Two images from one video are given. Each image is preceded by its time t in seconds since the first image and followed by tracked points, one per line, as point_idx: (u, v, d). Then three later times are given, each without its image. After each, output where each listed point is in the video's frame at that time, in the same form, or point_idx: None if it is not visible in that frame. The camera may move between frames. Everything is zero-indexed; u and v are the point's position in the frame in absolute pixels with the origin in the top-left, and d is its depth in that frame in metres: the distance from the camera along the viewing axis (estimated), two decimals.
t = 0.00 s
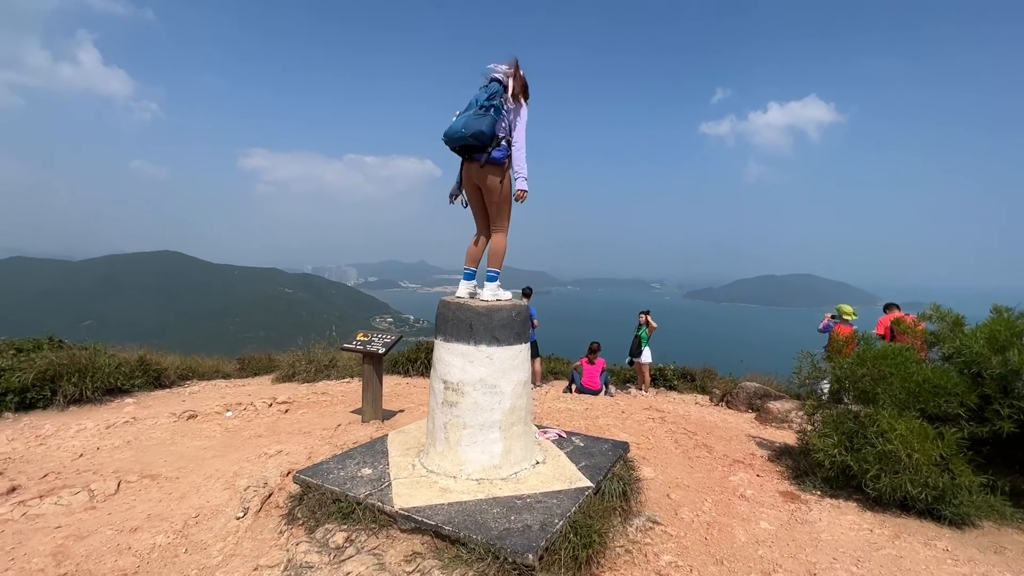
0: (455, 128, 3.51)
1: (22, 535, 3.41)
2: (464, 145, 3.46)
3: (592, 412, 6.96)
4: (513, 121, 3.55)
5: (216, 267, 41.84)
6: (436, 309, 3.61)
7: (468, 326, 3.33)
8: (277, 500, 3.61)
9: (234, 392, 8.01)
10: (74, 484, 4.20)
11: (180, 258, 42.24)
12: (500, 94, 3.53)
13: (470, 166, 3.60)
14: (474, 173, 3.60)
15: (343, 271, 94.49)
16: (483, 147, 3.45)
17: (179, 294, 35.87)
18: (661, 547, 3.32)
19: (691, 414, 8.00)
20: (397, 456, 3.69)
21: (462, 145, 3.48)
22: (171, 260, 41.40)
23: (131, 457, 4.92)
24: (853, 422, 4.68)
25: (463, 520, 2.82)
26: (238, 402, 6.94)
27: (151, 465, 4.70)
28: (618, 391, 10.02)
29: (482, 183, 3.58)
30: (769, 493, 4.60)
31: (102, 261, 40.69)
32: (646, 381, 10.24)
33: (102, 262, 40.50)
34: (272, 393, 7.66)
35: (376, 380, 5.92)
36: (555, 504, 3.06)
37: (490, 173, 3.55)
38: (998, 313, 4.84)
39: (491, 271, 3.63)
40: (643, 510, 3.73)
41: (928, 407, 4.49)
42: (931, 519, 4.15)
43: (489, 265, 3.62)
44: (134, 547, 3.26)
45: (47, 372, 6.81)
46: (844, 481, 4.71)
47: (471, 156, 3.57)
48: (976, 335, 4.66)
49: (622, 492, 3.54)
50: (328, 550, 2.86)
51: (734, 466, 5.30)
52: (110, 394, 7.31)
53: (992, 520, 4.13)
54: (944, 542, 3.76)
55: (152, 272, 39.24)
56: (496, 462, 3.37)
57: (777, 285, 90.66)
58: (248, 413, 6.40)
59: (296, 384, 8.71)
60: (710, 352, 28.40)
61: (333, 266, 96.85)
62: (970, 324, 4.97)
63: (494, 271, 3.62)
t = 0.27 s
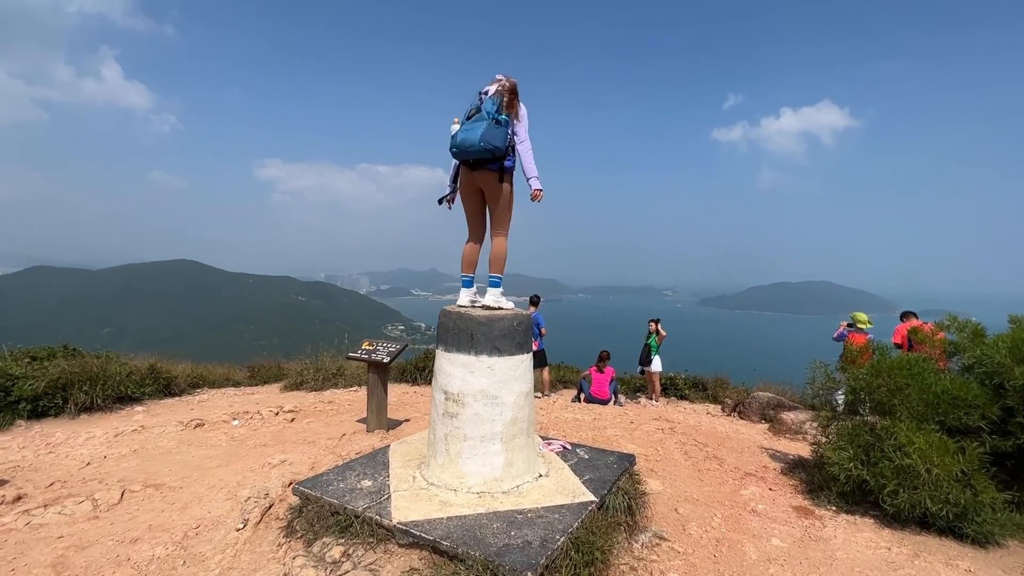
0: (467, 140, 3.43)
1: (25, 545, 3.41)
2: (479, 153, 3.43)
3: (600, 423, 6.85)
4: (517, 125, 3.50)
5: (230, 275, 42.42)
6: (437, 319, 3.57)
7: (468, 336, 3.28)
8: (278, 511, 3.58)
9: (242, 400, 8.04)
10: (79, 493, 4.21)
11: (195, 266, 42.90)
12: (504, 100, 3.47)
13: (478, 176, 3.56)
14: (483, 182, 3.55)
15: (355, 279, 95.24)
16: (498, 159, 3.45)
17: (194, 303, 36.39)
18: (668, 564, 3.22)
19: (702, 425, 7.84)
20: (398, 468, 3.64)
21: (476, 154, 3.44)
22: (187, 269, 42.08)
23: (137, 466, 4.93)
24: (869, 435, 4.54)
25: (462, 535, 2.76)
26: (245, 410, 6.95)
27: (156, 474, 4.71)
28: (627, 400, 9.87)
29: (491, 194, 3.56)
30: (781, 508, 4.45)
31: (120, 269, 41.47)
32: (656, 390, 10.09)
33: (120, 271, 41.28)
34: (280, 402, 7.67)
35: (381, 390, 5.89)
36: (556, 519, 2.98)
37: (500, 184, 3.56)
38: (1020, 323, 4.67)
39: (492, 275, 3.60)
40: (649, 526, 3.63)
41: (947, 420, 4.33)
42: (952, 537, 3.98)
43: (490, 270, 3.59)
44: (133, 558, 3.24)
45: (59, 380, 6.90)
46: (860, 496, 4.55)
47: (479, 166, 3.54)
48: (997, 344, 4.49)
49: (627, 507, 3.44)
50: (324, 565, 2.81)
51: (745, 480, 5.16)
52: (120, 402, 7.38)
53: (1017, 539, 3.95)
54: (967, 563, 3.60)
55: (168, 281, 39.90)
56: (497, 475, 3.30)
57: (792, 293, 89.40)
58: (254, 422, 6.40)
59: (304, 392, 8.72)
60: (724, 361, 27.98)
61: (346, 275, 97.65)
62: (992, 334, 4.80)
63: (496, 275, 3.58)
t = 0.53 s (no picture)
0: (490, 158, 3.36)
1: (25, 558, 3.39)
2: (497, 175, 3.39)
3: (609, 435, 6.73)
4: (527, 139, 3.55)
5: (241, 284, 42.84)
6: (440, 330, 3.52)
7: (472, 347, 3.23)
8: (278, 525, 3.53)
9: (249, 410, 8.03)
10: (83, 504, 4.19)
11: (208, 275, 43.41)
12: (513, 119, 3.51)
13: (492, 199, 3.51)
14: (497, 204, 3.52)
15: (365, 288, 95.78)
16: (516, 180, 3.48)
17: (206, 311, 36.75)
18: None
19: (713, 437, 7.67)
20: (400, 482, 3.57)
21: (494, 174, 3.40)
22: (199, 278, 42.58)
23: (142, 476, 4.92)
24: (886, 450, 4.39)
25: (463, 554, 2.68)
26: (250, 420, 6.93)
27: (160, 485, 4.68)
28: (636, 411, 9.72)
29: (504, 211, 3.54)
30: (795, 526, 4.31)
31: (135, 278, 42.09)
32: (666, 401, 9.92)
33: (134, 280, 41.89)
34: (286, 412, 7.65)
35: (386, 400, 5.85)
36: (561, 537, 2.89)
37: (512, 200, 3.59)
38: None
39: (498, 291, 3.55)
40: (658, 544, 3.52)
41: (968, 435, 4.17)
42: (976, 558, 3.83)
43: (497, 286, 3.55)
44: (131, 574, 3.20)
45: (68, 389, 6.94)
46: (878, 514, 4.40)
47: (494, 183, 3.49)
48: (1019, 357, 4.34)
49: (635, 524, 3.35)
50: None
51: (758, 495, 5.01)
52: (129, 411, 7.40)
53: None
54: None
55: (180, 290, 40.38)
56: (501, 491, 3.23)
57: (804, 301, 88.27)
58: (259, 432, 6.38)
59: (310, 402, 8.69)
60: (736, 371, 27.57)
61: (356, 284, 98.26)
62: (1014, 346, 4.63)
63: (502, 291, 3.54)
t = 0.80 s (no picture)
0: (518, 145, 3.29)
1: (29, 570, 3.38)
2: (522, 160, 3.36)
3: (619, 447, 6.61)
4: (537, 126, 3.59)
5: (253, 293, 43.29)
6: (447, 341, 3.47)
7: (478, 359, 3.17)
8: (283, 539, 3.49)
9: (258, 419, 8.02)
10: (89, 515, 4.18)
11: (221, 284, 43.94)
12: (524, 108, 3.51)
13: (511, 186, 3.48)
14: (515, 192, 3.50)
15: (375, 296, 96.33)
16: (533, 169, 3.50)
17: (218, 319, 37.15)
18: None
19: (726, 450, 7.50)
20: (406, 496, 3.51)
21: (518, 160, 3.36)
22: (212, 287, 43.12)
23: (149, 486, 4.91)
24: (908, 467, 4.24)
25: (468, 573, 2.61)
26: (258, 430, 6.92)
27: (166, 495, 4.67)
28: (647, 423, 9.56)
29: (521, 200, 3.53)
30: (813, 545, 4.16)
31: (150, 287, 42.74)
32: (678, 413, 9.75)
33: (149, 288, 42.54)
34: (294, 422, 7.63)
35: (393, 411, 5.80)
36: (570, 556, 2.80)
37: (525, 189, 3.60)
38: None
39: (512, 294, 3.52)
40: (670, 563, 3.40)
41: (996, 452, 3.99)
42: None
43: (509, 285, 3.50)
44: None
45: (80, 398, 6.99)
46: (900, 534, 4.24)
47: (514, 172, 3.45)
48: None
49: (646, 542, 3.24)
50: None
51: (773, 512, 4.86)
52: (139, 420, 7.44)
53: None
54: None
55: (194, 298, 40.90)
56: (508, 507, 3.15)
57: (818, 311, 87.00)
58: (267, 442, 6.36)
59: (319, 412, 8.68)
60: (748, 381, 27.14)
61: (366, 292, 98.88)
62: None
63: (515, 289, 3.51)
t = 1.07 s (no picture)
0: (539, 186, 3.29)
1: None
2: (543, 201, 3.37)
3: (629, 459, 6.49)
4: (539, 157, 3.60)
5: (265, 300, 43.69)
6: (453, 352, 3.42)
7: (484, 371, 3.11)
8: (286, 553, 3.45)
9: (265, 427, 8.02)
10: (94, 524, 4.17)
11: (233, 291, 44.42)
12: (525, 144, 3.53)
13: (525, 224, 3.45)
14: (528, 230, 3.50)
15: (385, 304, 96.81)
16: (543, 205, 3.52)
17: (230, 327, 37.50)
18: None
19: (738, 463, 7.35)
20: (410, 509, 3.45)
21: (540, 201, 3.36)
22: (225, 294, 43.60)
23: (155, 496, 4.90)
24: (930, 483, 4.09)
25: None
26: (266, 439, 6.91)
27: (171, 505, 4.65)
28: (658, 434, 9.41)
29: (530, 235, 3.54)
30: (830, 564, 4.02)
31: (164, 294, 43.31)
32: (688, 424, 9.59)
33: (163, 296, 43.12)
34: (302, 431, 7.61)
35: (400, 421, 5.75)
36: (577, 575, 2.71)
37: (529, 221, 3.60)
38: None
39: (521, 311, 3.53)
40: None
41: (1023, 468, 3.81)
42: None
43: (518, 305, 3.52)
44: None
45: (90, 406, 7.04)
46: (922, 554, 4.08)
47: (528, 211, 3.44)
48: None
49: (655, 561, 3.15)
50: None
51: (788, 528, 4.71)
52: (148, 428, 7.47)
53: None
54: None
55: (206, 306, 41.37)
56: (514, 522, 3.07)
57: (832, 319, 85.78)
58: (274, 451, 6.34)
59: (326, 420, 8.66)
60: (761, 390, 26.74)
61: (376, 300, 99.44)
62: None
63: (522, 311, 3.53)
